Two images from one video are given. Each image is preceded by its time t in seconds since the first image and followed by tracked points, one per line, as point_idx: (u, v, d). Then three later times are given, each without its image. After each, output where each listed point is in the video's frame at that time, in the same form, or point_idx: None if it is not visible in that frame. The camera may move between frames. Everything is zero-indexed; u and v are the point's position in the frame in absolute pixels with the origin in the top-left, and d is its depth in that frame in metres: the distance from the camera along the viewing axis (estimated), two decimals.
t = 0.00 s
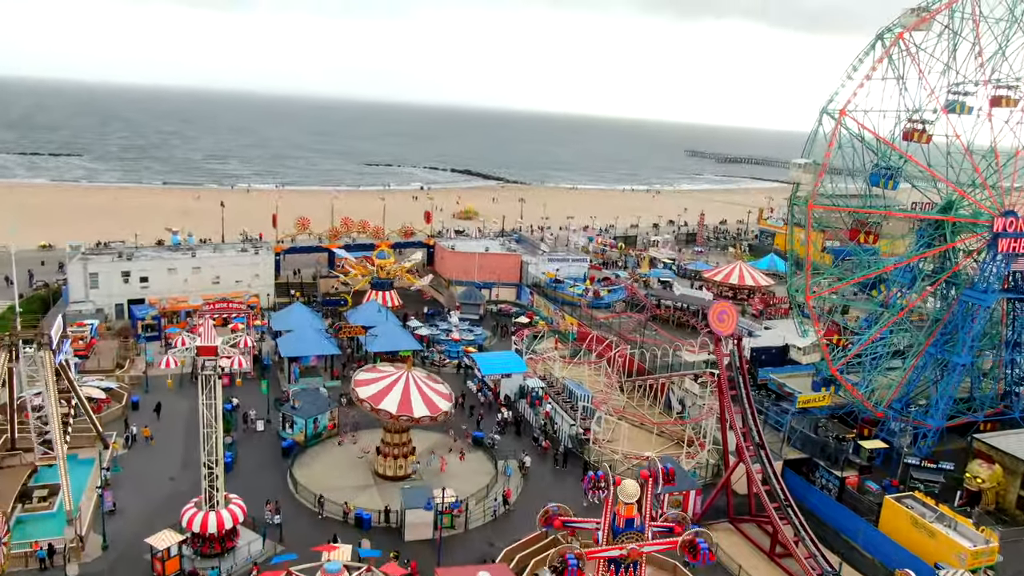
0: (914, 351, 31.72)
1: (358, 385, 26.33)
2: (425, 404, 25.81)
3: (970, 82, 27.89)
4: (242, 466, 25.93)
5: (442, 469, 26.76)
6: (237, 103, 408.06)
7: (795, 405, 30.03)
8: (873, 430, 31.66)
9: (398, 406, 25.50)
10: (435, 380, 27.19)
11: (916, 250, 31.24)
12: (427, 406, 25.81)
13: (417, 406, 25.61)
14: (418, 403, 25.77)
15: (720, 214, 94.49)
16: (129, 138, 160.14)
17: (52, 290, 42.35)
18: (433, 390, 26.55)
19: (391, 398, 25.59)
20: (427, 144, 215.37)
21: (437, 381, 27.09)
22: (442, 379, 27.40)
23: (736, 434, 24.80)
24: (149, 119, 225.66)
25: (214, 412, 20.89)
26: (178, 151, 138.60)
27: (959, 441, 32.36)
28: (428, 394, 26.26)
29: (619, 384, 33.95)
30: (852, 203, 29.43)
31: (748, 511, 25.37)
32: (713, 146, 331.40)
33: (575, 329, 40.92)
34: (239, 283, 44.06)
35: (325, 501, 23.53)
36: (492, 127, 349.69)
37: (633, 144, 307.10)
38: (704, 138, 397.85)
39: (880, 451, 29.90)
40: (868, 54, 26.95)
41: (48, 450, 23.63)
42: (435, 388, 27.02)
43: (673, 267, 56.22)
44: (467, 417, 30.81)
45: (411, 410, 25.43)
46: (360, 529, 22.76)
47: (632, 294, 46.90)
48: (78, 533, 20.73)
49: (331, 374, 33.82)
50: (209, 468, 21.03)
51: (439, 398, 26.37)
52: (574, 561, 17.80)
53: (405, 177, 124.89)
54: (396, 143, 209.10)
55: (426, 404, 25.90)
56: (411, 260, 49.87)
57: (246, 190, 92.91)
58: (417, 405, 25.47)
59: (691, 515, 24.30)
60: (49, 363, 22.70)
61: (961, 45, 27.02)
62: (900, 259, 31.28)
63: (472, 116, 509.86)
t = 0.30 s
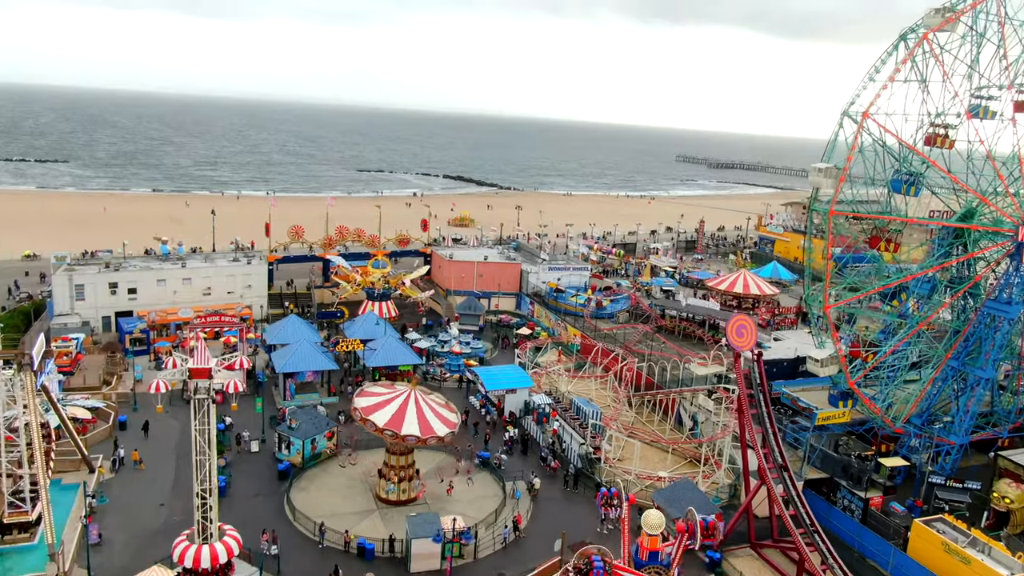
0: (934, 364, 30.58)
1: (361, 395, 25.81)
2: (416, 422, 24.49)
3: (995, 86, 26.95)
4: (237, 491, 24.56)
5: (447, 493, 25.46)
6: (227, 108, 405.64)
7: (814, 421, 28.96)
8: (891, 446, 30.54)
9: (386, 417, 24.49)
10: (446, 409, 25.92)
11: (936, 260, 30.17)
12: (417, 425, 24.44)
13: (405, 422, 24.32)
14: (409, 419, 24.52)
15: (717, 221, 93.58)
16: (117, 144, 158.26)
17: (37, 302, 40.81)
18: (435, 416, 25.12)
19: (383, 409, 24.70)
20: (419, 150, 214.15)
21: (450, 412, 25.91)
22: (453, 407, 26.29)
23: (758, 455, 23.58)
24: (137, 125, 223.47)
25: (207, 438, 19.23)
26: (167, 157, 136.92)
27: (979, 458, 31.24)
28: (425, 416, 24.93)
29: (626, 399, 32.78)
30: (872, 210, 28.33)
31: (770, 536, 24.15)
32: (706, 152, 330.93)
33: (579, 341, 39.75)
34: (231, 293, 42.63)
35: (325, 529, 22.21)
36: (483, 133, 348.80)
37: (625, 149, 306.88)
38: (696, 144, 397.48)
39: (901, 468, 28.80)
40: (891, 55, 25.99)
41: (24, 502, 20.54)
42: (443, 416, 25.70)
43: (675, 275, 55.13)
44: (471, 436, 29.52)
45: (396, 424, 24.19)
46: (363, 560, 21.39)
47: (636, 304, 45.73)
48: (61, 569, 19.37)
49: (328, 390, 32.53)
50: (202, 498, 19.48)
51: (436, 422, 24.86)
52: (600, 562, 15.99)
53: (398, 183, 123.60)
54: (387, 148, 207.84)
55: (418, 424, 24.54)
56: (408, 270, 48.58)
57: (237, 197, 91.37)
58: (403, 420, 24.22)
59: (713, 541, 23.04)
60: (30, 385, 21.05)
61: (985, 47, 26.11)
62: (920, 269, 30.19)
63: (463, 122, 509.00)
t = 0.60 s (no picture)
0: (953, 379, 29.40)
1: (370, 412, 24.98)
2: (403, 443, 23.02)
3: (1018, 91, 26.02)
4: (228, 522, 23.04)
5: (452, 521, 24.03)
6: (211, 116, 402.27)
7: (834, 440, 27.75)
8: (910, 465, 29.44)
9: (378, 434, 23.45)
10: (451, 439, 24.22)
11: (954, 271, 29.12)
12: (407, 445, 23.02)
13: (394, 441, 23.05)
14: (401, 439, 23.20)
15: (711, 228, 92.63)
16: (99, 151, 155.46)
17: (14, 317, 39.00)
18: (433, 442, 23.48)
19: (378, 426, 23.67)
20: (406, 157, 212.65)
21: (457, 446, 23.84)
22: (462, 438, 24.52)
23: (782, 480, 22.29)
24: (119, 131, 220.40)
25: (197, 472, 17.82)
26: (150, 164, 134.65)
27: (999, 475, 30.18)
28: (422, 440, 23.45)
29: (633, 416, 31.52)
30: (893, 218, 27.22)
31: (793, 563, 22.94)
32: (693, 159, 331.19)
33: (580, 354, 38.50)
34: (218, 307, 41.03)
35: (324, 565, 20.76)
36: (470, 140, 347.57)
37: (612, 156, 306.87)
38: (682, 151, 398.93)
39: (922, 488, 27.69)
40: (913, 57, 25.01)
41: None
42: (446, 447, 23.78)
43: (673, 284, 54.07)
44: (475, 458, 28.11)
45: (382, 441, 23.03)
46: None
47: (638, 315, 44.49)
48: None
49: (322, 410, 31.07)
50: (192, 536, 18.05)
51: (430, 447, 23.21)
52: None
53: (386, 191, 122.09)
54: (374, 156, 206.24)
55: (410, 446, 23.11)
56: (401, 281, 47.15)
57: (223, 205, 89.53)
58: (392, 438, 22.98)
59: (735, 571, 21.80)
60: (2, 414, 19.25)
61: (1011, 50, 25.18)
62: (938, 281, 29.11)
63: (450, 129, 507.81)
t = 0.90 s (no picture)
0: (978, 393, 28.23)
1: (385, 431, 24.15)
2: (391, 460, 21.90)
3: None
4: (220, 554, 21.54)
5: (458, 550, 22.61)
6: (194, 122, 398.13)
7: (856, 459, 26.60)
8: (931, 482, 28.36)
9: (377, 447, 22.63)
10: (454, 469, 22.39)
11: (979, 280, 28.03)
12: (398, 462, 21.84)
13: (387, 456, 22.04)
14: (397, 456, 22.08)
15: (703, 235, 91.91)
16: (81, 157, 152.82)
17: None
18: (429, 466, 21.93)
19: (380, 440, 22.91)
20: (393, 163, 211.04)
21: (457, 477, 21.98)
22: (469, 472, 22.52)
23: (811, 506, 20.94)
24: (101, 137, 217.37)
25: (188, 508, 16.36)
26: (134, 171, 132.38)
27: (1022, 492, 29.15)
28: (419, 460, 22.09)
29: (642, 433, 30.30)
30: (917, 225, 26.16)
31: None
32: (679, 164, 331.80)
33: (582, 367, 37.26)
34: (206, 319, 39.46)
35: None
36: (457, 145, 346.39)
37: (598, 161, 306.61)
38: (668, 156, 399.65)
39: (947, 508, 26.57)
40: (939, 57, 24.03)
41: None
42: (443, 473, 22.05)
43: (672, 293, 52.96)
44: (480, 480, 26.74)
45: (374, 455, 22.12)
46: None
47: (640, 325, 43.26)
48: None
49: (318, 429, 29.63)
50: None
51: (419, 469, 21.72)
52: None
53: (374, 197, 120.59)
54: (360, 162, 204.48)
55: (401, 463, 21.95)
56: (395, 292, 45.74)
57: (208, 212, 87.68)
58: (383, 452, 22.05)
59: None
60: None
61: None
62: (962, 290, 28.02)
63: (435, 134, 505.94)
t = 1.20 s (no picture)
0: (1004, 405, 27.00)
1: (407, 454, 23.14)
2: (390, 478, 20.91)
3: None
4: None
5: None
6: (177, 127, 394.06)
7: (881, 479, 25.46)
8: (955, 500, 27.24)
9: (383, 466, 21.82)
10: (455, 498, 20.62)
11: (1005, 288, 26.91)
12: (388, 479, 20.90)
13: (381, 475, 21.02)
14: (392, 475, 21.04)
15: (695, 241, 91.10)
16: (63, 164, 150.18)
17: None
18: (423, 488, 20.52)
19: (390, 460, 22.04)
20: (379, 169, 209.30)
21: (451, 507, 20.15)
22: (471, 505, 20.59)
23: (844, 532, 19.72)
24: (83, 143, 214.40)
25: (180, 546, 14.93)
26: (117, 177, 130.11)
27: None
28: (414, 480, 20.81)
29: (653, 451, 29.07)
30: (942, 231, 25.08)
31: None
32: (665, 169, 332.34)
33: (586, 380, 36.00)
34: (193, 332, 37.89)
35: None
36: (444, 151, 345.29)
37: (586, 167, 306.35)
38: (655, 161, 400.39)
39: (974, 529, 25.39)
40: (966, 57, 23.22)
41: None
42: (437, 497, 20.39)
43: (672, 301, 51.89)
44: (486, 502, 25.35)
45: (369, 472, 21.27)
46: None
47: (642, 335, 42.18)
48: None
49: (313, 449, 28.17)
50: None
51: (413, 489, 20.39)
52: None
53: (363, 204, 118.94)
54: (348, 168, 202.68)
55: (394, 481, 20.86)
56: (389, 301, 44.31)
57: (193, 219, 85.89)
58: (378, 469, 21.26)
59: None
60: None
61: None
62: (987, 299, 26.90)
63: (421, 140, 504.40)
